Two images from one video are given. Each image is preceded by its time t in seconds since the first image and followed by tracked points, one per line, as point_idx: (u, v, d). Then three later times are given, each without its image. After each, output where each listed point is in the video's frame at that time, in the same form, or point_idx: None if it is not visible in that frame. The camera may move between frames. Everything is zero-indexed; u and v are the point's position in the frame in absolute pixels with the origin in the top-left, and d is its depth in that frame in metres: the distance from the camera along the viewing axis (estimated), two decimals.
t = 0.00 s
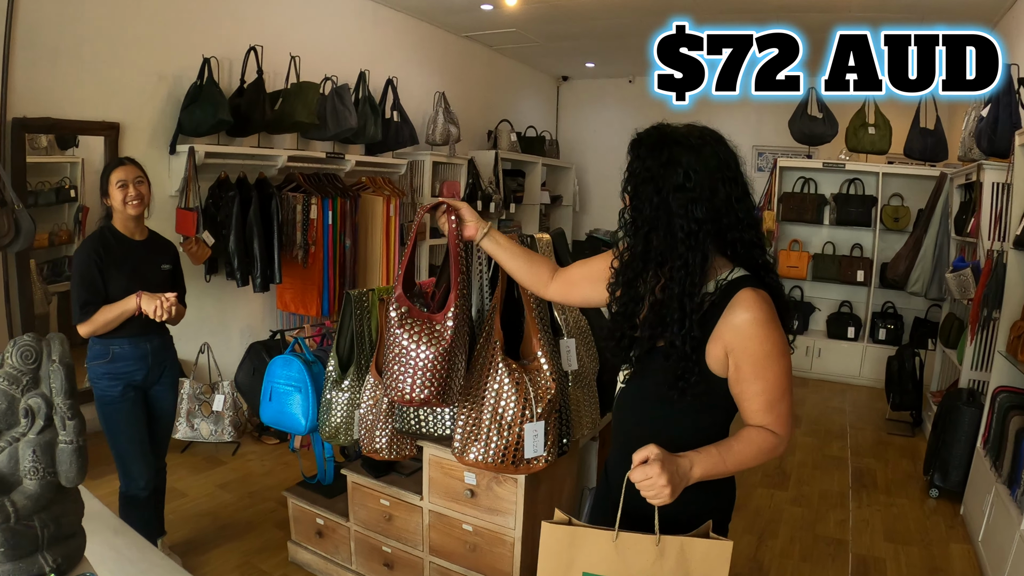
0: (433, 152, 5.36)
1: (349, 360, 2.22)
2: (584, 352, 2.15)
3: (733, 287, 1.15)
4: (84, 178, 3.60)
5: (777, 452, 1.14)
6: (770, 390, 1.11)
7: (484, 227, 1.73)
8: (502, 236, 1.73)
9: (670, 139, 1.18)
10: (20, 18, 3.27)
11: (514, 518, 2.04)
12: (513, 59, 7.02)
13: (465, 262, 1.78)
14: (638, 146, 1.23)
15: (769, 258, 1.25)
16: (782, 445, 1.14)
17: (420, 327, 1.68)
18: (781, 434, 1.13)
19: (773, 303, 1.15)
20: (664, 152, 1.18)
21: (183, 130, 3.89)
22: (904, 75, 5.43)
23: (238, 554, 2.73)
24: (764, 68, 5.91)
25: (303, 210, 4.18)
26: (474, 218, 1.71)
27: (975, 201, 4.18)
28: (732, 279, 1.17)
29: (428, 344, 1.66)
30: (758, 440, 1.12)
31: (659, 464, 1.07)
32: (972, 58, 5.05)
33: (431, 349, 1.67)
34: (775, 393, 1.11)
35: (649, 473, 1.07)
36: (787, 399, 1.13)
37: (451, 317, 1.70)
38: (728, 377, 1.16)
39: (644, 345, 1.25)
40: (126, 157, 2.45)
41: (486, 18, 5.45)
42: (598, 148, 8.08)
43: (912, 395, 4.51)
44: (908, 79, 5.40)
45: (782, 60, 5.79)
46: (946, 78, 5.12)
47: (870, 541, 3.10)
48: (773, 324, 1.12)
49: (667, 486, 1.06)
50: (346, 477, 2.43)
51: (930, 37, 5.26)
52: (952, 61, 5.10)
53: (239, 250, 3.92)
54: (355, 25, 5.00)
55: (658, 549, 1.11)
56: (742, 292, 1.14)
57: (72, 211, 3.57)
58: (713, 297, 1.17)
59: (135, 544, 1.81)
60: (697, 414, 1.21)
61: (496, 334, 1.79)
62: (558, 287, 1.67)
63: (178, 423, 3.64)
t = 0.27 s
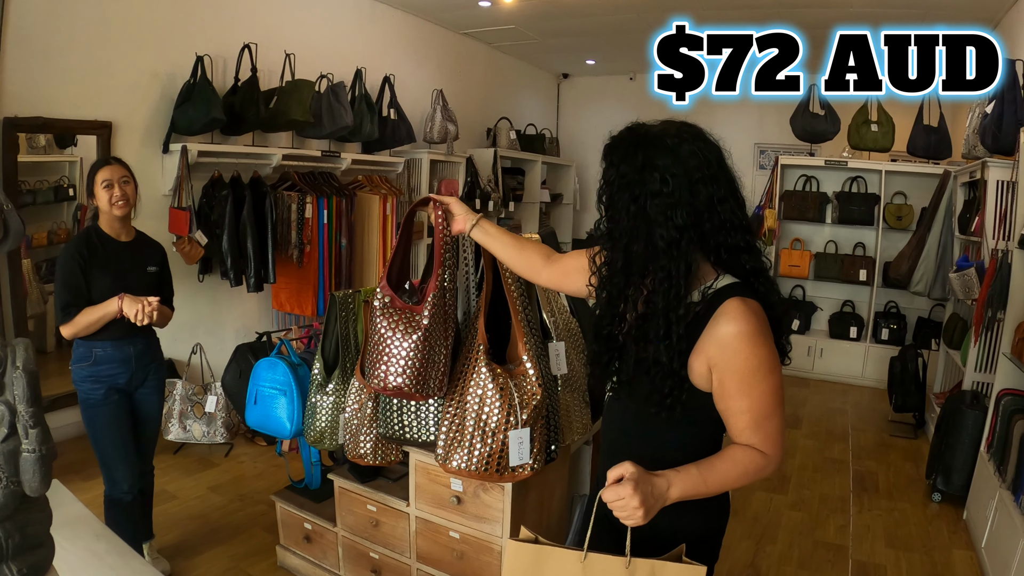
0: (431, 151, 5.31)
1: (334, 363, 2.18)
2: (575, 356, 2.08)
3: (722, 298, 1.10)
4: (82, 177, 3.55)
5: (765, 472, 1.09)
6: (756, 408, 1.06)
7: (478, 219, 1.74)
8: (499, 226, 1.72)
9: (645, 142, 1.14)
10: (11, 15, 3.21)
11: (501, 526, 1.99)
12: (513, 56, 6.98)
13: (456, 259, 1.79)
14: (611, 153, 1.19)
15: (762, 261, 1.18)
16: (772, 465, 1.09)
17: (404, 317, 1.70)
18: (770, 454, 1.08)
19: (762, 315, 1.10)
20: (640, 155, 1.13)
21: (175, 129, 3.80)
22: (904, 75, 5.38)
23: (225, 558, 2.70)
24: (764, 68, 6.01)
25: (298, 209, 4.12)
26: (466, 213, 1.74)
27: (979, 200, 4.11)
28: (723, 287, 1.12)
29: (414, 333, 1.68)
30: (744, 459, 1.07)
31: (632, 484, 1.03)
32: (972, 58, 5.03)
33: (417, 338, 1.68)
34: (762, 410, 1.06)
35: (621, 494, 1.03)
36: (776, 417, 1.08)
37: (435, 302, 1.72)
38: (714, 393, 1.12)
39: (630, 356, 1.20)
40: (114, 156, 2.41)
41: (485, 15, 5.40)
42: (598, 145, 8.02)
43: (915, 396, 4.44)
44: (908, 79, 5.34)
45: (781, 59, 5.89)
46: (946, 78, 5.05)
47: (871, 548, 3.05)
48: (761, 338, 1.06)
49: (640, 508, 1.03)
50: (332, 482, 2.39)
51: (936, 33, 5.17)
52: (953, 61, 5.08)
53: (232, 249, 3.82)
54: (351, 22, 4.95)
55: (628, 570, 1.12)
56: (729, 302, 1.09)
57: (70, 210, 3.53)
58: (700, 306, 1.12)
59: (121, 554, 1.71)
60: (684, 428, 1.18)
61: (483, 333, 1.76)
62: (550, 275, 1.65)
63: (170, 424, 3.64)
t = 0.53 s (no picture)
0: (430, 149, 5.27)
1: (326, 363, 2.15)
2: (571, 357, 2.03)
3: (716, 303, 1.07)
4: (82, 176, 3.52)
5: (760, 482, 1.05)
6: (750, 417, 1.02)
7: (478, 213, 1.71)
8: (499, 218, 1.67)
9: (631, 139, 1.10)
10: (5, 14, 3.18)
11: (495, 530, 1.96)
12: (513, 54, 6.94)
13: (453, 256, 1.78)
14: (597, 151, 1.16)
15: (757, 262, 1.14)
16: (767, 477, 1.05)
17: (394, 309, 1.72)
18: (764, 464, 1.05)
19: (758, 320, 1.06)
20: (625, 154, 1.10)
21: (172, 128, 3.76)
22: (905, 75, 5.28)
23: (218, 561, 2.67)
24: (764, 68, 5.94)
25: (295, 208, 4.08)
26: (465, 206, 1.70)
27: (982, 197, 4.06)
28: (717, 289, 1.09)
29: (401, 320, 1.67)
30: (737, 470, 1.04)
31: (616, 494, 1.02)
32: (972, 59, 4.96)
33: (404, 326, 1.67)
34: (756, 420, 1.03)
35: (605, 506, 1.02)
36: (771, 426, 1.04)
37: (425, 290, 1.72)
38: (705, 400, 1.09)
39: (619, 359, 1.17)
40: (103, 156, 2.39)
41: (483, 12, 5.36)
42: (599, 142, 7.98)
43: (917, 396, 4.40)
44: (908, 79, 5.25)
45: (781, 59, 5.84)
46: (946, 78, 4.99)
47: (873, 551, 3.01)
48: (755, 345, 1.03)
49: (624, 520, 1.02)
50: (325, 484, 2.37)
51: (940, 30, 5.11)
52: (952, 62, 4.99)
53: (229, 249, 3.81)
54: (349, 20, 4.92)
55: None
56: (721, 307, 1.06)
57: (70, 208, 3.49)
58: (692, 310, 1.10)
59: (111, 556, 1.64)
60: (677, 432, 1.16)
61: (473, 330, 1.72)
62: (547, 267, 1.58)
63: (166, 424, 3.44)
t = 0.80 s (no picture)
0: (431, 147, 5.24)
1: (324, 364, 2.13)
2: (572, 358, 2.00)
3: (716, 304, 1.04)
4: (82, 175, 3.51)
5: (764, 489, 1.02)
6: (753, 421, 0.99)
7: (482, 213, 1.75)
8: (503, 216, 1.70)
9: (632, 131, 1.08)
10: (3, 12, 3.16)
11: (495, 533, 1.93)
12: (514, 52, 6.91)
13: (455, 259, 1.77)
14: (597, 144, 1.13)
15: (758, 264, 1.11)
16: (772, 484, 1.02)
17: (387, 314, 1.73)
18: (769, 470, 1.01)
19: (761, 321, 1.03)
20: (626, 146, 1.07)
21: (171, 126, 3.74)
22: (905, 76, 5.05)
23: (217, 562, 2.66)
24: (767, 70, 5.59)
25: (296, 207, 4.04)
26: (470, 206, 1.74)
27: (987, 195, 4.02)
28: (718, 289, 1.07)
29: (389, 327, 1.70)
30: (740, 477, 1.01)
31: (613, 504, 1.00)
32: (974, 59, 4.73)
33: (392, 333, 1.69)
34: (759, 425, 1.00)
35: (602, 516, 1.00)
36: (776, 430, 1.01)
37: (419, 297, 1.73)
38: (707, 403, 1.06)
39: (617, 360, 1.15)
40: (98, 155, 2.37)
41: (484, 10, 5.33)
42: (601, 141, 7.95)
43: (922, 396, 4.36)
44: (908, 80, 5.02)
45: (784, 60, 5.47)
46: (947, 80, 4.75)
47: (877, 552, 2.98)
48: (758, 347, 1.00)
49: (623, 528, 0.99)
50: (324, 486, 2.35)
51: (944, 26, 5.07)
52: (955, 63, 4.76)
53: (229, 248, 3.78)
54: (349, 18, 4.89)
55: None
56: (723, 308, 1.03)
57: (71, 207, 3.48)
58: (692, 311, 1.08)
59: (105, 558, 1.62)
60: (677, 436, 1.13)
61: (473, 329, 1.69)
62: (549, 261, 1.59)
63: (166, 424, 3.36)
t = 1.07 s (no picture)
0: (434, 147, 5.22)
1: (327, 364, 2.12)
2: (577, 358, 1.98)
3: (713, 298, 1.03)
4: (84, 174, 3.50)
5: (772, 485, 1.01)
6: (758, 416, 0.98)
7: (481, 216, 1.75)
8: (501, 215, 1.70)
9: (639, 121, 1.06)
10: (5, 11, 3.15)
11: (499, 534, 1.92)
12: (517, 50, 6.89)
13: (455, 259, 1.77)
14: (602, 132, 1.12)
15: (762, 262, 1.09)
16: (779, 479, 1.01)
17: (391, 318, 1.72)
18: (777, 466, 1.00)
19: (763, 314, 1.01)
20: (633, 133, 1.06)
21: (173, 125, 3.72)
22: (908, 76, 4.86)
23: (219, 563, 2.65)
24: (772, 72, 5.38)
25: (299, 206, 4.03)
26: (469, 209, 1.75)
27: (993, 194, 4.00)
28: (715, 284, 1.04)
29: (393, 333, 1.69)
30: (745, 473, 0.99)
31: (618, 504, 0.98)
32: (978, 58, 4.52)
33: (395, 338, 1.69)
34: (765, 420, 0.98)
35: (607, 515, 0.98)
36: (782, 425, 0.99)
37: (421, 301, 1.73)
38: (710, 399, 1.04)
39: (616, 358, 1.13)
40: (99, 154, 2.36)
41: (487, 9, 5.32)
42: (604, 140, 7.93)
43: (927, 396, 4.34)
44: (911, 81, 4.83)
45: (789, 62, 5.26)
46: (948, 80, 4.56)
47: (882, 553, 2.96)
48: (762, 340, 0.98)
49: (628, 528, 0.98)
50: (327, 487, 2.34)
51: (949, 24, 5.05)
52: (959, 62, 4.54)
53: (232, 249, 3.75)
54: (352, 17, 4.88)
55: None
56: (724, 301, 1.01)
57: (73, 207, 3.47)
58: (693, 306, 1.05)
59: (107, 559, 1.61)
60: (680, 434, 1.11)
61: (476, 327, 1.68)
62: (547, 256, 1.57)
63: (168, 424, 3.32)
